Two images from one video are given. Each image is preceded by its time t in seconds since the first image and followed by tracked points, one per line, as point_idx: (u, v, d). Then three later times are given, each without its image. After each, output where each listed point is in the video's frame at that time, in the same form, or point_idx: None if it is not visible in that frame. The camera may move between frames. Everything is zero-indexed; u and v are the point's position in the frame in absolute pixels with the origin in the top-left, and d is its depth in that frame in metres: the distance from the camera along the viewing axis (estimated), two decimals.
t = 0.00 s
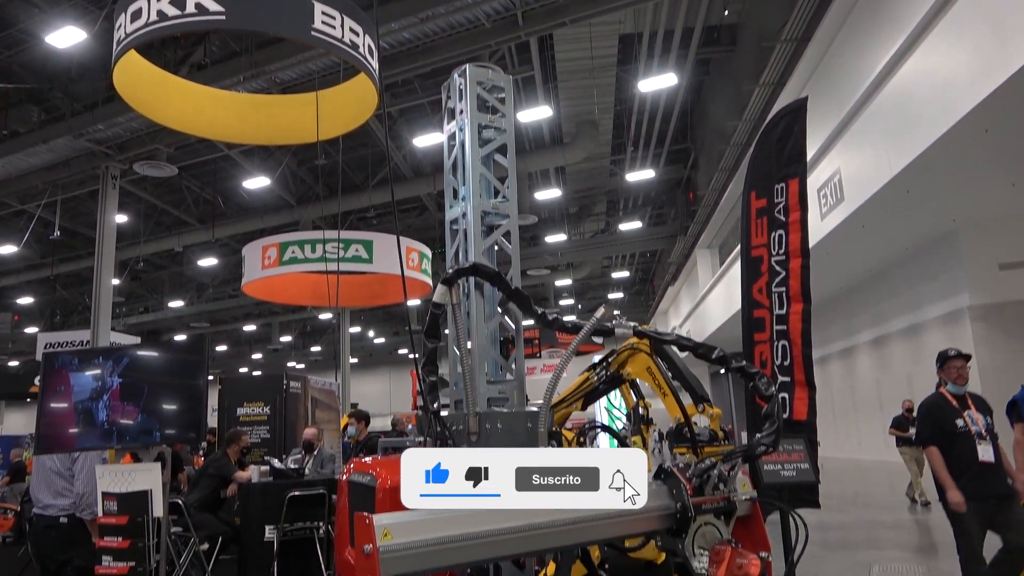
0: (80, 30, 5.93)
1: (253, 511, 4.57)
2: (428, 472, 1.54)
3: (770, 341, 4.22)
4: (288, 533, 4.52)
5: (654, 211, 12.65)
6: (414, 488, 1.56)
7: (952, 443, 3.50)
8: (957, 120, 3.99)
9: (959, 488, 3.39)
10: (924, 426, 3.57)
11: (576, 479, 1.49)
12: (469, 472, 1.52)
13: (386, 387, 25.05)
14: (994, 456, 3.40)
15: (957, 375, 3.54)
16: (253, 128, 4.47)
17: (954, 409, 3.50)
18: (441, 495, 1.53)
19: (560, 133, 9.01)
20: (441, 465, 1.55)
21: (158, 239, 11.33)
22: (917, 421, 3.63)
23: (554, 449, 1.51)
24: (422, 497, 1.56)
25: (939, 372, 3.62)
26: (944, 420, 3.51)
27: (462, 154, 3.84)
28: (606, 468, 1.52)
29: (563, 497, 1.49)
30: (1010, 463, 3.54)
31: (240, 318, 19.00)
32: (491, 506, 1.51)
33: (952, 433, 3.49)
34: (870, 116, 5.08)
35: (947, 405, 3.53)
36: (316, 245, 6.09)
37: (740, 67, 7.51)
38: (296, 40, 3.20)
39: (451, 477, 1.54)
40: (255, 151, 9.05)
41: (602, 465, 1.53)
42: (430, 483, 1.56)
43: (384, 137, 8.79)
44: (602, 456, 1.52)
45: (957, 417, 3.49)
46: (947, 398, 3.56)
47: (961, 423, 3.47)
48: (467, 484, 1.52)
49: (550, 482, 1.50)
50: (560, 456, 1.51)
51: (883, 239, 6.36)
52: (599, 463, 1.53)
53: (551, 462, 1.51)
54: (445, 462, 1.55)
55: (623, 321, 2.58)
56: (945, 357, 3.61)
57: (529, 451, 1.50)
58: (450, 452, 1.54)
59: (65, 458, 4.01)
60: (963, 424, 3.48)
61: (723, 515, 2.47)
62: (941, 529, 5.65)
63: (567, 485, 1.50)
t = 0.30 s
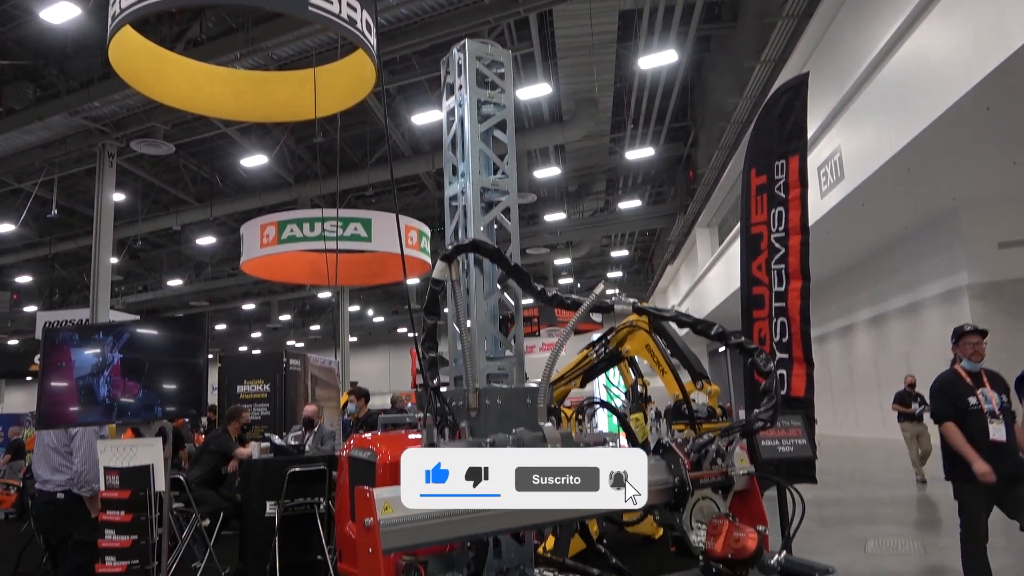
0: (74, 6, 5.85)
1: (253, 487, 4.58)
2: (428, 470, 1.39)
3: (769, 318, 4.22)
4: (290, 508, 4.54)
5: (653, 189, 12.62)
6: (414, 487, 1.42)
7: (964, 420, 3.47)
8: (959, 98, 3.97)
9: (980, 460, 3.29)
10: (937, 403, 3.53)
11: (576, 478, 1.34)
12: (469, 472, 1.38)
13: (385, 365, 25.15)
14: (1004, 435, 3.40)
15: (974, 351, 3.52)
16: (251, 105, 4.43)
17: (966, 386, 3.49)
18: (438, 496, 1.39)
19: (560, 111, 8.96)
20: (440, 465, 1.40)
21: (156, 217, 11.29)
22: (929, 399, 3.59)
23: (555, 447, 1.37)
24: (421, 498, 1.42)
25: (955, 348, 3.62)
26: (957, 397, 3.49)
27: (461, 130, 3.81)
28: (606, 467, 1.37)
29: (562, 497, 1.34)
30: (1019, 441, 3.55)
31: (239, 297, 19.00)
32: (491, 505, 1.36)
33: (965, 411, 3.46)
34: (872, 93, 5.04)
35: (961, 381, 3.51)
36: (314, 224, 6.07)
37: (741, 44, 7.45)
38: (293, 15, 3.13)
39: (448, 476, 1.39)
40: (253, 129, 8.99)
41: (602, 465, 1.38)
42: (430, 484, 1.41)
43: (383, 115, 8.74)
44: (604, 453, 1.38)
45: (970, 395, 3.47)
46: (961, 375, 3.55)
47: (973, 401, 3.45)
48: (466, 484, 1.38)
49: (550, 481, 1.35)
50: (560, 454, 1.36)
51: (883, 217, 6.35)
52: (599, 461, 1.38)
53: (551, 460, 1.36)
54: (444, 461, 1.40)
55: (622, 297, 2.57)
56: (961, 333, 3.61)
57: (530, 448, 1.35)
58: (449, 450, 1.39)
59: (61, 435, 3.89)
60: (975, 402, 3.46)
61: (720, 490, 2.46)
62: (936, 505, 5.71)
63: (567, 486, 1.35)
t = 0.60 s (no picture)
0: None
1: (254, 463, 4.60)
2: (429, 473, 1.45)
3: (768, 296, 4.22)
4: (290, 485, 4.53)
5: (652, 168, 12.58)
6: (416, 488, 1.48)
7: (983, 401, 3.42)
8: (961, 76, 3.95)
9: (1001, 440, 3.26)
10: (957, 382, 3.47)
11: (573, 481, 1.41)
12: (470, 473, 1.44)
13: (384, 345, 25.22)
14: None
15: (997, 330, 3.45)
16: (248, 83, 4.40)
17: (988, 367, 3.43)
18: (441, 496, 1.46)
19: (559, 89, 8.91)
20: (441, 465, 1.46)
21: (154, 196, 11.25)
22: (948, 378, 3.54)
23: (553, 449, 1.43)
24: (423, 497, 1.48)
25: (979, 327, 3.54)
26: (977, 377, 3.43)
27: (461, 106, 3.79)
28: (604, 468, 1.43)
29: (562, 497, 1.41)
30: None
31: (237, 277, 19.00)
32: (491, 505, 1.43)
33: (984, 392, 3.41)
34: (873, 71, 5.01)
35: (983, 362, 3.45)
36: (313, 203, 6.05)
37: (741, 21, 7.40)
38: None
39: (449, 478, 1.45)
40: (250, 108, 8.94)
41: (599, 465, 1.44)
42: (430, 484, 1.47)
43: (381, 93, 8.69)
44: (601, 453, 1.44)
45: (990, 375, 3.41)
46: (982, 355, 3.47)
47: (993, 381, 3.39)
48: (466, 484, 1.44)
49: (549, 482, 1.41)
50: (558, 456, 1.42)
51: (883, 196, 6.34)
52: (596, 462, 1.44)
53: (550, 461, 1.42)
54: (445, 462, 1.46)
55: (622, 274, 2.56)
56: (985, 311, 3.53)
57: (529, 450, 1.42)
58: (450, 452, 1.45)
59: (59, 412, 3.83)
60: (995, 382, 3.40)
61: (718, 465, 2.44)
62: (931, 482, 5.78)
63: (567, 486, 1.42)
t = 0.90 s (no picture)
0: None
1: (253, 442, 4.62)
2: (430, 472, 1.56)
3: (767, 275, 4.22)
4: (290, 463, 4.60)
5: (652, 148, 12.53)
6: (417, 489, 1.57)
7: (1005, 377, 3.39)
8: (964, 54, 3.92)
9: (1009, 422, 3.31)
10: (980, 357, 3.44)
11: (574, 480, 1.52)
12: (470, 473, 1.55)
13: (383, 325, 25.26)
14: None
15: None
16: (243, 60, 4.32)
17: (1014, 341, 3.40)
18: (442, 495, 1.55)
19: (559, 67, 8.85)
20: (441, 465, 1.57)
21: (151, 175, 11.20)
22: (971, 353, 3.50)
23: (553, 450, 1.55)
24: (421, 498, 1.58)
25: (1005, 301, 3.52)
26: (1002, 351, 3.40)
27: (459, 83, 3.77)
28: (603, 468, 1.55)
29: (562, 496, 1.53)
30: None
31: (235, 258, 18.98)
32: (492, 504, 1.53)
33: (1010, 366, 3.38)
34: (875, 49, 4.97)
35: (1008, 335, 3.42)
36: (311, 182, 6.02)
37: None
38: None
39: (450, 478, 1.56)
40: (247, 86, 8.87)
41: (600, 465, 1.56)
42: (430, 484, 1.58)
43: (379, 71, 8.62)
44: (600, 456, 1.56)
45: (1016, 348, 3.39)
46: (1009, 328, 3.44)
47: (1020, 354, 3.37)
48: (467, 484, 1.55)
49: (550, 481, 1.53)
50: (558, 457, 1.54)
51: (883, 176, 6.32)
52: (596, 463, 1.56)
53: (550, 462, 1.54)
54: (447, 463, 1.57)
55: (621, 254, 2.55)
56: (1011, 285, 3.50)
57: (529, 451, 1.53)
58: (452, 453, 1.56)
59: (56, 390, 3.79)
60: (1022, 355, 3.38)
61: (716, 443, 2.49)
62: (926, 460, 5.84)
63: (566, 485, 1.53)
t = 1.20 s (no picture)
0: None
1: (254, 423, 4.65)
2: (435, 473, 1.64)
3: (766, 256, 4.22)
4: (290, 444, 4.63)
5: (651, 129, 12.47)
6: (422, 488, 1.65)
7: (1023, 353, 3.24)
8: (965, 34, 3.89)
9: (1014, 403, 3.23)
10: (999, 333, 3.28)
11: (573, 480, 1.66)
12: (472, 473, 1.67)
13: (383, 308, 25.28)
14: None
15: None
16: (242, 39, 4.29)
17: None
18: (446, 494, 1.65)
19: (558, 48, 8.78)
20: (445, 466, 1.66)
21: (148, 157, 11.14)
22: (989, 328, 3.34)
23: (554, 452, 1.68)
24: (424, 496, 1.66)
25: None
26: None
27: (458, 62, 3.74)
28: (600, 468, 1.70)
29: (561, 495, 1.67)
30: None
31: (233, 241, 18.95)
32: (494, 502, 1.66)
33: None
34: (877, 29, 4.94)
35: None
36: (308, 164, 5.99)
37: None
38: None
39: (452, 478, 1.66)
40: (244, 67, 8.81)
41: (597, 466, 1.70)
42: (434, 483, 1.66)
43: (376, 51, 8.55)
44: (597, 457, 1.70)
45: None
46: None
47: None
48: (469, 484, 1.67)
49: (551, 481, 1.67)
50: (558, 457, 1.67)
51: (882, 158, 6.31)
52: (592, 463, 1.70)
53: (551, 463, 1.68)
54: (450, 463, 1.68)
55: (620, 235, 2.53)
56: None
57: (532, 453, 1.66)
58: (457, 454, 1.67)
59: (52, 370, 3.78)
60: None
61: (714, 422, 2.48)
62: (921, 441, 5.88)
63: (566, 485, 1.68)
